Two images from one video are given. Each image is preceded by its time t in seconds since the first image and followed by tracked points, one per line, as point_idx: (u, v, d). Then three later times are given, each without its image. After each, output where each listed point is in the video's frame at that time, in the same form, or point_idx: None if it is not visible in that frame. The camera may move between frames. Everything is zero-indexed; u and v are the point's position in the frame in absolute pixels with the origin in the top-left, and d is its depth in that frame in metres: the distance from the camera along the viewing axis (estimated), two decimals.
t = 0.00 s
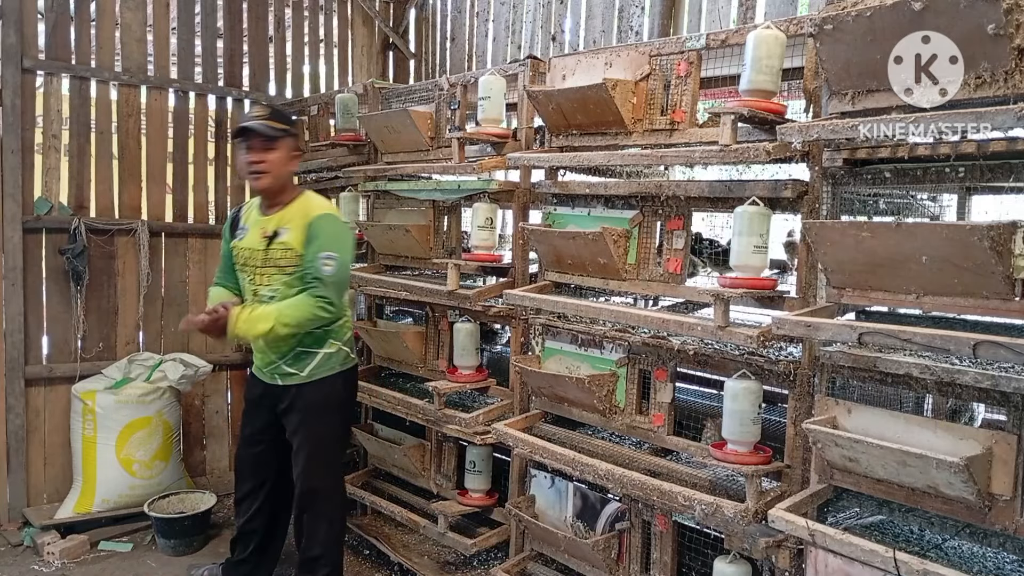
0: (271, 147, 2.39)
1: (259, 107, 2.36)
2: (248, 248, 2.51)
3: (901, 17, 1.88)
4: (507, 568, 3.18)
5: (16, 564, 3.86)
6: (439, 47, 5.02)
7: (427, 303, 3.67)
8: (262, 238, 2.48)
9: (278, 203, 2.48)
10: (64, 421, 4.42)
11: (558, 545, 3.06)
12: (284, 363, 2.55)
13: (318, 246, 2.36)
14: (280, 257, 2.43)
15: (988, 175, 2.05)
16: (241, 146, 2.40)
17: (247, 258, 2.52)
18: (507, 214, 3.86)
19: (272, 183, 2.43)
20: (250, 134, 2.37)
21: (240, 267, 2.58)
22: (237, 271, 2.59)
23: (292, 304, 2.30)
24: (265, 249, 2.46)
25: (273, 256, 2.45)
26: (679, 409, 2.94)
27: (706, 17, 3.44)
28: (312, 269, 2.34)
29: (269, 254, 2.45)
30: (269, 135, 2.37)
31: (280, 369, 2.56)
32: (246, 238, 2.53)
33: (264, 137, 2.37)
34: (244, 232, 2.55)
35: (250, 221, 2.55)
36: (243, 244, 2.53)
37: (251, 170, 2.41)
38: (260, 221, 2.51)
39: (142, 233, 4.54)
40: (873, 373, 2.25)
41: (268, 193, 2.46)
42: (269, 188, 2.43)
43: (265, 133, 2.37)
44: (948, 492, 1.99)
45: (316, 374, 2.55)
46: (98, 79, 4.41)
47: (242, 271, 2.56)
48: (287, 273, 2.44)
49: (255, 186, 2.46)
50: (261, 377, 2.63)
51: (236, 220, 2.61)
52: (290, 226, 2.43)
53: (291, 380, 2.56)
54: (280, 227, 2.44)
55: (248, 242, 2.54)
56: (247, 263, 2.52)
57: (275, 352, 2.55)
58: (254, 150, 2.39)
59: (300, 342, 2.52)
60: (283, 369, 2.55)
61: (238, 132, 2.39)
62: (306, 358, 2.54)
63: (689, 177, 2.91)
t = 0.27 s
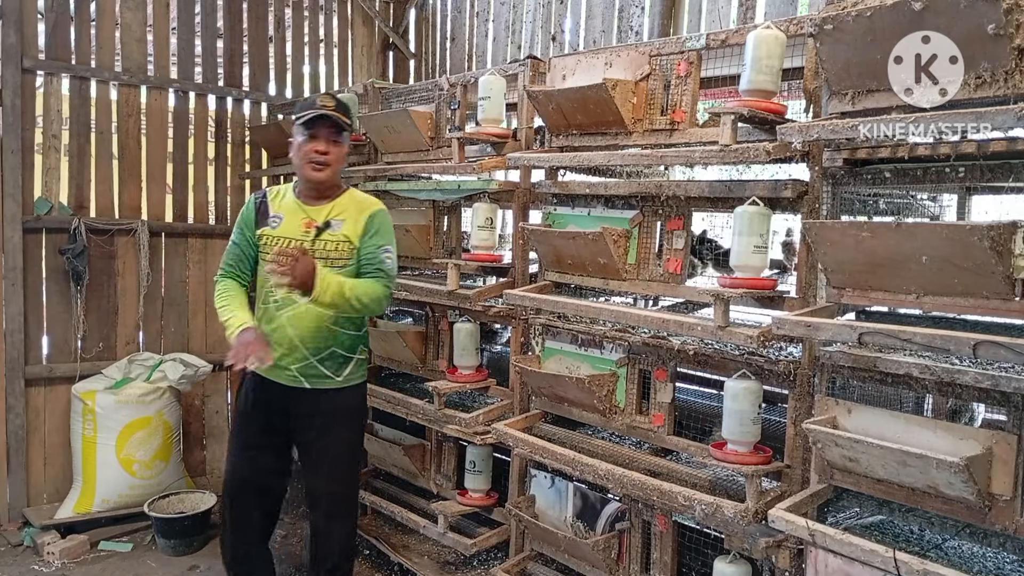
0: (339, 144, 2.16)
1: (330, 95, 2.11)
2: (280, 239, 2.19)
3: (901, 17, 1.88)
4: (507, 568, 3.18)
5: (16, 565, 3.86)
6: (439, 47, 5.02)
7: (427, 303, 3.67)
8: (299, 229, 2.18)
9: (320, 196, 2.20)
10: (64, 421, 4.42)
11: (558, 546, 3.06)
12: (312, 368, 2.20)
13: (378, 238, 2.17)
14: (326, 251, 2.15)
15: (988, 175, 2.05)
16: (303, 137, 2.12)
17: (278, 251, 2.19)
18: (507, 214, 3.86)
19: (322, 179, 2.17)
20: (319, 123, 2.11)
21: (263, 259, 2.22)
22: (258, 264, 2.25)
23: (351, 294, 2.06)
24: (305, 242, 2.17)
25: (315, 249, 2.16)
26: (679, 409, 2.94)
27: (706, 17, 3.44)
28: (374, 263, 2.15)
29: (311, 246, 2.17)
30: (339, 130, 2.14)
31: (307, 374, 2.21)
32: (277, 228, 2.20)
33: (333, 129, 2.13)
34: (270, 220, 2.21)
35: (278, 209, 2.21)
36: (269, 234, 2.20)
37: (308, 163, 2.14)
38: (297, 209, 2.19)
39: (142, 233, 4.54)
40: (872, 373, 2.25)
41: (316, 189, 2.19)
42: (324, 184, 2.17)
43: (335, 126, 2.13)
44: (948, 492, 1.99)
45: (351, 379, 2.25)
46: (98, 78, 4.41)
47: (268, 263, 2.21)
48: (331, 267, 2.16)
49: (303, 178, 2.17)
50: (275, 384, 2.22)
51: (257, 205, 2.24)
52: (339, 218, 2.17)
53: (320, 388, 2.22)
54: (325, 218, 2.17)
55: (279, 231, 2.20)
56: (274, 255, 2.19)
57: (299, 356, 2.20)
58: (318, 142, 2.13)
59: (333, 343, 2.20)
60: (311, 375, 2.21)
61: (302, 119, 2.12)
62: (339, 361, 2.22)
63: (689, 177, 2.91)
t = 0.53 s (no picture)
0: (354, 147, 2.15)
1: (344, 96, 2.11)
2: (293, 242, 2.14)
3: (901, 17, 1.88)
4: (507, 567, 3.18)
5: (16, 565, 3.86)
6: (439, 47, 5.02)
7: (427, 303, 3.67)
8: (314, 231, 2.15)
9: (331, 199, 2.19)
10: (64, 421, 4.42)
11: (558, 546, 3.06)
12: (330, 374, 2.21)
13: (394, 241, 2.22)
14: (347, 253, 2.15)
15: (988, 175, 2.05)
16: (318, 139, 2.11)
17: (293, 254, 2.14)
18: (507, 214, 3.86)
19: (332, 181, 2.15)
20: (336, 127, 2.11)
21: (270, 262, 2.14)
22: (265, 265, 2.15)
23: (382, 306, 2.10)
24: (323, 244, 2.15)
25: (335, 252, 2.15)
26: (679, 409, 2.94)
27: (706, 17, 3.44)
28: (393, 266, 2.20)
29: (331, 248, 2.15)
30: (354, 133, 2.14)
31: (325, 382, 2.21)
32: (289, 230, 2.14)
33: (348, 132, 2.13)
34: (282, 221, 2.14)
35: (287, 210, 2.15)
36: (283, 236, 2.13)
37: (322, 165, 2.12)
38: (310, 211, 2.15)
39: (142, 233, 4.54)
40: (872, 373, 2.25)
41: (326, 190, 2.17)
42: (337, 187, 2.16)
43: (351, 129, 2.13)
44: (948, 492, 1.99)
45: (364, 386, 2.30)
46: (98, 78, 4.41)
47: (280, 268, 2.14)
48: (350, 271, 2.17)
49: (314, 179, 2.15)
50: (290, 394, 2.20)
51: (261, 206, 2.16)
52: (356, 220, 2.18)
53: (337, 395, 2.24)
54: (342, 220, 2.17)
55: (292, 234, 2.14)
56: (289, 259, 2.13)
57: (318, 364, 2.19)
58: (334, 144, 2.12)
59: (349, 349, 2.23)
60: (330, 383, 2.21)
61: (317, 120, 2.10)
62: (354, 368, 2.25)
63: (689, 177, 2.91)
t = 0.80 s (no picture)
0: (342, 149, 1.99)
1: (326, 94, 1.95)
2: (286, 251, 1.99)
3: (901, 17, 1.88)
4: (507, 567, 3.18)
5: (15, 565, 3.86)
6: (439, 47, 5.02)
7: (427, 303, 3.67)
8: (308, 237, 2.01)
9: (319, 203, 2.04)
10: (64, 421, 4.42)
11: (558, 546, 3.06)
12: (335, 390, 2.04)
13: (387, 245, 2.14)
14: (345, 259, 2.04)
15: (988, 175, 2.05)
16: (304, 142, 1.94)
17: (287, 263, 1.99)
18: (507, 214, 3.85)
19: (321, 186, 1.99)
20: (323, 129, 1.93)
21: (260, 275, 1.99)
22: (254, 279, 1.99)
23: (382, 313, 2.05)
24: (318, 252, 2.02)
25: (332, 259, 2.03)
26: (679, 409, 2.94)
27: (706, 17, 3.43)
28: (387, 271, 2.13)
29: (327, 255, 2.03)
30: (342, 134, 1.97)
31: (330, 399, 2.04)
32: (281, 239, 1.99)
33: (335, 133, 1.96)
34: (272, 230, 1.98)
35: (275, 217, 2.00)
36: (276, 246, 1.98)
37: (310, 170, 1.96)
38: (300, 217, 2.01)
39: (142, 233, 4.54)
40: (873, 373, 2.25)
41: (312, 196, 2.02)
42: (325, 192, 2.00)
43: (339, 131, 1.96)
44: (948, 492, 2.00)
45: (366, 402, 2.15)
46: (98, 79, 4.41)
47: (272, 280, 1.99)
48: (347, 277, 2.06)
49: (300, 185, 1.99)
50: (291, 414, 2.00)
51: (245, 216, 1.99)
52: (350, 224, 2.07)
53: (343, 412, 2.07)
54: (335, 224, 2.05)
55: (284, 243, 1.99)
56: (283, 270, 1.99)
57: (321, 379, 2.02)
58: (321, 147, 1.95)
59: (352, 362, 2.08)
60: (334, 400, 2.04)
61: (301, 122, 1.93)
62: (356, 382, 2.10)
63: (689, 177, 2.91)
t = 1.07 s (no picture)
0: (324, 133, 1.90)
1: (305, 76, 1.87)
2: (269, 249, 1.86)
3: (901, 17, 1.88)
4: (507, 567, 3.18)
5: (15, 564, 3.86)
6: (439, 47, 5.01)
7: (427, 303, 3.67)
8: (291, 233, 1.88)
9: (299, 194, 1.92)
10: (64, 421, 4.42)
11: (558, 546, 3.06)
12: (326, 396, 1.94)
13: (373, 239, 2.04)
14: (333, 254, 1.93)
15: (988, 175, 2.05)
16: (285, 126, 1.84)
17: (270, 261, 1.86)
18: (507, 214, 3.85)
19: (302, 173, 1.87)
20: (303, 111, 1.84)
21: (239, 277, 1.85)
22: (232, 283, 1.86)
23: (373, 309, 1.95)
24: (303, 247, 1.89)
25: (318, 254, 1.91)
26: (679, 409, 2.94)
27: (706, 17, 3.43)
28: (376, 267, 2.03)
29: (313, 251, 1.90)
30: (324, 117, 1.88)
31: (324, 405, 1.94)
32: (261, 236, 1.85)
33: (316, 116, 1.87)
34: (249, 229, 1.85)
35: (254, 214, 1.86)
36: (257, 245, 1.85)
37: (292, 155, 1.85)
38: (281, 212, 1.89)
39: (142, 233, 4.54)
40: (873, 373, 2.25)
41: (293, 184, 1.90)
42: (307, 178, 1.89)
43: (320, 112, 1.87)
44: (948, 492, 1.99)
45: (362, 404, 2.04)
46: (97, 78, 4.41)
47: (255, 280, 1.86)
48: (335, 273, 1.94)
49: (280, 173, 1.88)
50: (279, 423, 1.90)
51: (219, 214, 1.85)
52: (335, 217, 1.95)
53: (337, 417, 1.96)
54: (319, 217, 1.93)
55: (265, 241, 1.86)
56: (265, 270, 1.86)
57: (311, 386, 1.91)
58: (303, 131, 1.85)
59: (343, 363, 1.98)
60: (329, 406, 1.94)
61: (280, 104, 1.83)
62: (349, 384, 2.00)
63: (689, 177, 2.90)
